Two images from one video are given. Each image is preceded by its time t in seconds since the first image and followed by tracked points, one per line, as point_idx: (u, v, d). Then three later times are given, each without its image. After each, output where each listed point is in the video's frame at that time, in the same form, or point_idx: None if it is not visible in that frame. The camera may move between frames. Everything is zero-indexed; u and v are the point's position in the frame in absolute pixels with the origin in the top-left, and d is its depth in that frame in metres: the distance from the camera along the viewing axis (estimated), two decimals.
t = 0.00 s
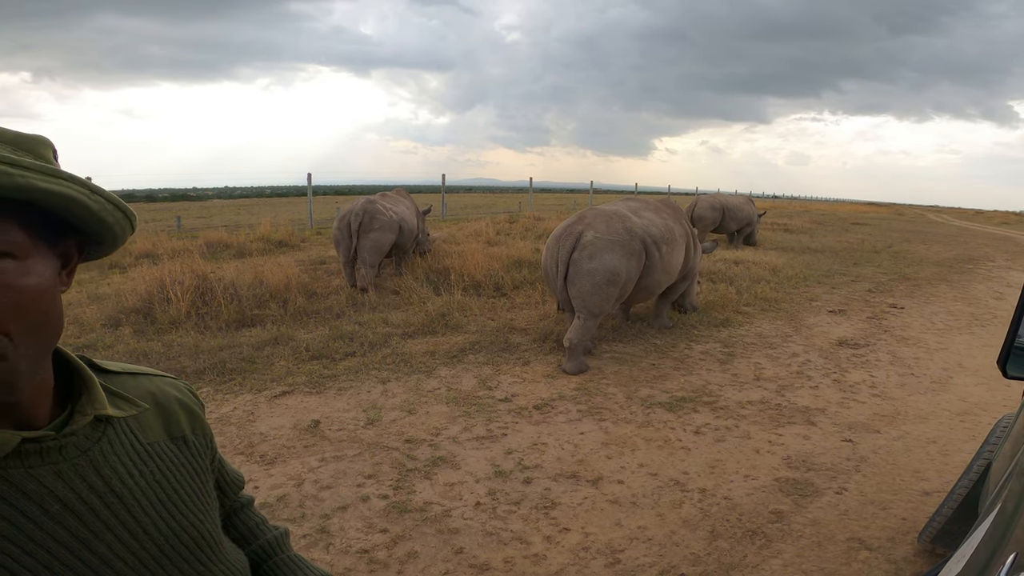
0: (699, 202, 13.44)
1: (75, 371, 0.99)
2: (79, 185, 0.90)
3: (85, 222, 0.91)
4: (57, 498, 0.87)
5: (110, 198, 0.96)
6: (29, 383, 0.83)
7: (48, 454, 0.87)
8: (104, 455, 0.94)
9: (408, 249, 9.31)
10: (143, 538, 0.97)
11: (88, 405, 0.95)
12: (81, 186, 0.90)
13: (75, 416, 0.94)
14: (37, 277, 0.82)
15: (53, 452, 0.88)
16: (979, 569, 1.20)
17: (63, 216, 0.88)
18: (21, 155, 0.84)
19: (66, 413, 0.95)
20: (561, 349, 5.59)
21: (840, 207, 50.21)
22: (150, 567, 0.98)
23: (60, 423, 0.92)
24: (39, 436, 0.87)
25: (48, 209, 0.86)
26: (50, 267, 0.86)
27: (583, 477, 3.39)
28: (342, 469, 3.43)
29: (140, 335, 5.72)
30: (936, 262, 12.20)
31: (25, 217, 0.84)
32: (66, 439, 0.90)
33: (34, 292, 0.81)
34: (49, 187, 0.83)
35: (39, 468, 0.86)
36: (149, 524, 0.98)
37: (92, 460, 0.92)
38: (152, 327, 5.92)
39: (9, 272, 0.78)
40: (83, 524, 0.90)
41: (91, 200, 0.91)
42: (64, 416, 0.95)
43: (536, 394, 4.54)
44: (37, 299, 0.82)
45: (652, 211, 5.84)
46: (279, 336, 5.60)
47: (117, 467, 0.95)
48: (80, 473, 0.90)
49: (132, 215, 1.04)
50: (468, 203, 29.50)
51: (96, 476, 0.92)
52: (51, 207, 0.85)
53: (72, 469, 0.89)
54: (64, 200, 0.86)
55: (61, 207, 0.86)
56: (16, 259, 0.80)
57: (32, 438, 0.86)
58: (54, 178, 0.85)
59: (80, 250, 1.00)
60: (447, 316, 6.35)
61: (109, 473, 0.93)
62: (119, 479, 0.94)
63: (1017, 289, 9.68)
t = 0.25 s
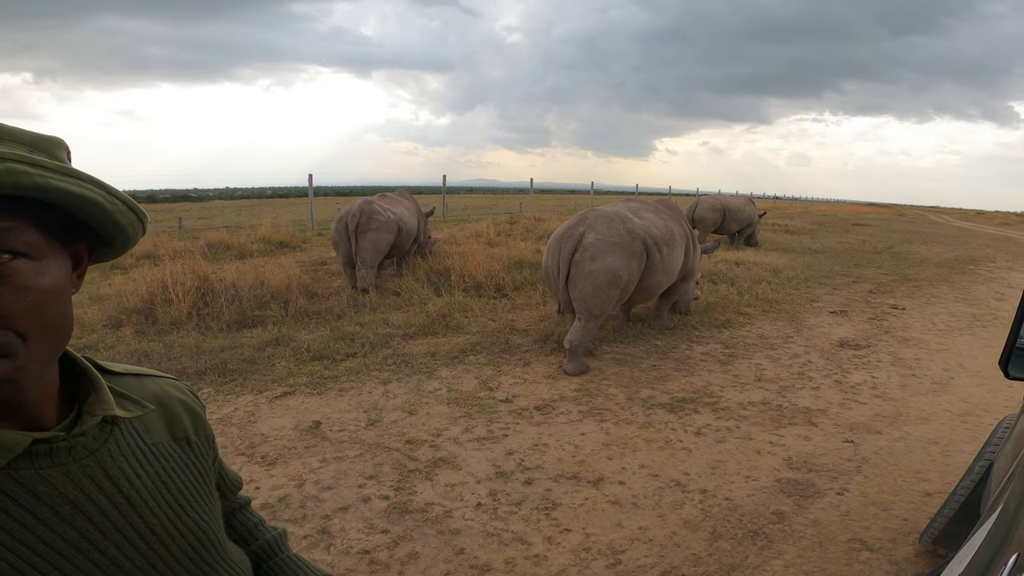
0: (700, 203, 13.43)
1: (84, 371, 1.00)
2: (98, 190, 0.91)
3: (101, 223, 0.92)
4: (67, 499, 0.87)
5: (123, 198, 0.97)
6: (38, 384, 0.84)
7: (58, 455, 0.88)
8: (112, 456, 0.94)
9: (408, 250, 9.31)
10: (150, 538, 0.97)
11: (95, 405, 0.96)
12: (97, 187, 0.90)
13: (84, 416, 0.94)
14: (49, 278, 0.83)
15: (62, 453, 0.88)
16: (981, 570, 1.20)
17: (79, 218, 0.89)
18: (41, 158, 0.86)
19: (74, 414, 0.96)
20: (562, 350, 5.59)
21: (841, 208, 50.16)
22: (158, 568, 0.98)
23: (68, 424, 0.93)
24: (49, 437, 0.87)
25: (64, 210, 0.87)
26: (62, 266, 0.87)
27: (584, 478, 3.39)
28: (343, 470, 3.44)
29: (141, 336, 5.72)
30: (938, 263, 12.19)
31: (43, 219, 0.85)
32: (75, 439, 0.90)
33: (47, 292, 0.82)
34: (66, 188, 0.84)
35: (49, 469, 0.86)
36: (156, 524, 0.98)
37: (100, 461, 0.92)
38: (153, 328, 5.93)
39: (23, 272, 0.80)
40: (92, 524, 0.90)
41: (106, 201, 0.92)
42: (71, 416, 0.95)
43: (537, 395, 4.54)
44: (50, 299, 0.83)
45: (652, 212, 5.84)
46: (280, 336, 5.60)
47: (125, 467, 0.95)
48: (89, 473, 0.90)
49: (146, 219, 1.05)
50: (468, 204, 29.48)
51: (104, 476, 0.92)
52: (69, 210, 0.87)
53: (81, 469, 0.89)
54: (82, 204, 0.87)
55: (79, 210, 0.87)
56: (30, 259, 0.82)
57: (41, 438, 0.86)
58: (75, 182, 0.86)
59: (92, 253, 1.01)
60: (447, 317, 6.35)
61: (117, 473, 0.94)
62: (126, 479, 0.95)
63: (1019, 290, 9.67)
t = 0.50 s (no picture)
0: (702, 204, 13.43)
1: (90, 371, 1.00)
2: (107, 190, 0.91)
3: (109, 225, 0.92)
4: (76, 500, 0.88)
5: (130, 198, 0.97)
6: (44, 386, 0.84)
7: (68, 455, 0.88)
8: (120, 456, 0.95)
9: (409, 251, 9.33)
10: (157, 538, 0.98)
11: (103, 406, 0.96)
12: (104, 188, 0.90)
13: (92, 416, 0.94)
14: (56, 280, 0.84)
15: (71, 453, 0.89)
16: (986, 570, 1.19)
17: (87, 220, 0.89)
18: (50, 159, 0.86)
19: (82, 414, 0.96)
20: (564, 351, 5.59)
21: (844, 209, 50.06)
22: (165, 568, 0.98)
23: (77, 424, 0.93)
24: (59, 437, 0.88)
25: (71, 211, 0.87)
26: (69, 268, 0.88)
27: (586, 479, 3.39)
28: (346, 470, 3.44)
29: (144, 336, 5.74)
30: (940, 264, 12.16)
31: (52, 221, 0.86)
32: (84, 440, 0.91)
33: (55, 294, 0.83)
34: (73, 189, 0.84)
35: (58, 470, 0.86)
36: (162, 524, 0.99)
37: (108, 461, 0.93)
38: (156, 328, 5.94)
39: (30, 275, 0.80)
40: (99, 525, 0.90)
41: (114, 201, 0.92)
42: (80, 417, 0.96)
43: (539, 396, 4.54)
44: (58, 302, 0.83)
45: (653, 213, 5.84)
46: (283, 337, 5.62)
47: (132, 468, 0.96)
48: (97, 473, 0.91)
49: (156, 219, 1.06)
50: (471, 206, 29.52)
51: (113, 477, 0.93)
52: (78, 212, 0.87)
53: (90, 470, 0.90)
54: (91, 206, 0.87)
55: (89, 213, 0.88)
56: (37, 261, 0.82)
57: (51, 439, 0.86)
58: (84, 183, 0.87)
59: (103, 254, 1.01)
60: (449, 318, 6.36)
61: (125, 474, 0.94)
62: (134, 479, 0.95)
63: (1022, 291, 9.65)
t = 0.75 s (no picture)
0: (706, 205, 13.41)
1: (100, 368, 1.01)
2: (120, 195, 0.92)
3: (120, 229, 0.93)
4: (86, 495, 0.88)
5: (143, 203, 0.98)
6: (54, 384, 0.85)
7: (77, 451, 0.89)
8: (128, 452, 0.95)
9: (413, 252, 9.34)
10: (165, 534, 0.98)
11: (112, 402, 0.97)
12: (118, 193, 0.92)
13: (101, 412, 0.96)
14: (68, 282, 0.85)
15: (81, 449, 0.89)
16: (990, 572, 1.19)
17: (100, 224, 0.90)
18: (66, 162, 0.87)
19: (91, 411, 0.97)
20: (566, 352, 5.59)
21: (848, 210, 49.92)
22: (172, 563, 0.99)
23: (86, 421, 0.94)
24: (69, 433, 0.89)
25: (85, 215, 0.88)
26: (81, 270, 0.88)
27: (588, 480, 3.38)
28: (348, 471, 3.44)
29: (148, 337, 5.76)
30: (945, 266, 12.12)
31: (65, 223, 0.87)
32: (93, 436, 0.91)
33: (67, 296, 0.84)
34: (88, 194, 0.85)
35: (69, 466, 0.87)
36: (171, 519, 0.99)
37: (117, 457, 0.93)
38: (160, 329, 5.96)
39: (44, 277, 0.81)
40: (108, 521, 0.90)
41: (127, 206, 0.93)
42: (88, 414, 0.97)
43: (542, 397, 4.54)
44: (69, 303, 0.84)
45: (656, 214, 5.83)
46: (286, 338, 5.63)
47: (141, 464, 0.96)
48: (106, 469, 0.91)
49: (167, 225, 1.07)
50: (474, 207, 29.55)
51: (121, 473, 0.93)
52: (91, 216, 0.88)
53: (100, 465, 0.90)
54: (105, 210, 0.88)
55: (101, 216, 0.89)
56: (50, 263, 0.83)
57: (61, 435, 0.87)
58: (98, 187, 0.87)
59: (113, 257, 1.03)
60: (452, 319, 6.36)
61: (134, 470, 0.95)
62: (142, 475, 0.96)
63: None
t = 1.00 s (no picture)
0: (710, 206, 13.40)
1: (113, 363, 1.02)
2: (151, 205, 0.96)
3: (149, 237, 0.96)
4: (105, 487, 0.90)
5: (171, 212, 1.01)
6: (79, 380, 0.87)
7: (96, 444, 0.90)
8: (144, 445, 0.97)
9: (416, 253, 9.36)
10: (179, 526, 1.00)
11: (126, 397, 0.99)
12: (149, 203, 0.95)
13: (116, 406, 0.97)
14: (98, 286, 0.87)
15: (100, 442, 0.91)
16: (994, 572, 1.19)
17: (130, 231, 0.93)
18: (102, 172, 0.90)
19: (106, 405, 0.98)
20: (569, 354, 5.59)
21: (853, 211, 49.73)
22: (186, 554, 1.01)
23: (103, 414, 0.95)
24: (88, 425, 0.90)
25: (117, 223, 0.91)
26: (109, 274, 0.91)
27: (592, 482, 3.38)
28: (352, 472, 3.46)
29: (154, 338, 5.78)
30: (950, 267, 12.06)
31: (98, 231, 0.90)
32: (110, 428, 0.93)
33: (95, 298, 0.87)
34: (122, 205, 0.88)
35: (88, 458, 0.88)
36: (185, 512, 1.01)
37: (133, 449, 0.95)
38: (165, 330, 5.99)
39: (76, 281, 0.84)
40: (126, 512, 0.92)
41: (157, 215, 0.96)
42: (104, 407, 0.97)
43: (545, 399, 4.54)
44: (97, 305, 0.87)
45: (659, 215, 5.83)
46: (290, 339, 5.65)
47: (156, 457, 0.98)
48: (124, 462, 0.93)
49: (192, 234, 1.10)
50: (477, 208, 29.57)
51: (138, 465, 0.95)
52: (123, 224, 0.91)
53: (117, 458, 0.92)
54: (137, 220, 0.92)
55: (133, 225, 0.92)
56: (82, 268, 0.86)
57: (81, 428, 0.88)
58: (132, 197, 0.91)
59: (137, 262, 1.06)
60: (456, 321, 6.37)
61: (149, 463, 0.97)
62: (157, 467, 0.98)
63: None
